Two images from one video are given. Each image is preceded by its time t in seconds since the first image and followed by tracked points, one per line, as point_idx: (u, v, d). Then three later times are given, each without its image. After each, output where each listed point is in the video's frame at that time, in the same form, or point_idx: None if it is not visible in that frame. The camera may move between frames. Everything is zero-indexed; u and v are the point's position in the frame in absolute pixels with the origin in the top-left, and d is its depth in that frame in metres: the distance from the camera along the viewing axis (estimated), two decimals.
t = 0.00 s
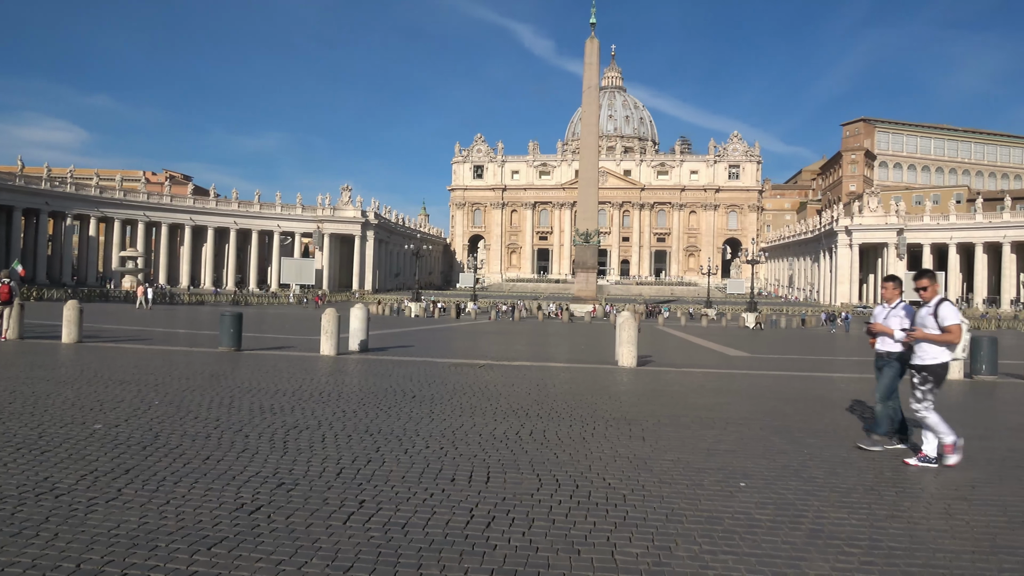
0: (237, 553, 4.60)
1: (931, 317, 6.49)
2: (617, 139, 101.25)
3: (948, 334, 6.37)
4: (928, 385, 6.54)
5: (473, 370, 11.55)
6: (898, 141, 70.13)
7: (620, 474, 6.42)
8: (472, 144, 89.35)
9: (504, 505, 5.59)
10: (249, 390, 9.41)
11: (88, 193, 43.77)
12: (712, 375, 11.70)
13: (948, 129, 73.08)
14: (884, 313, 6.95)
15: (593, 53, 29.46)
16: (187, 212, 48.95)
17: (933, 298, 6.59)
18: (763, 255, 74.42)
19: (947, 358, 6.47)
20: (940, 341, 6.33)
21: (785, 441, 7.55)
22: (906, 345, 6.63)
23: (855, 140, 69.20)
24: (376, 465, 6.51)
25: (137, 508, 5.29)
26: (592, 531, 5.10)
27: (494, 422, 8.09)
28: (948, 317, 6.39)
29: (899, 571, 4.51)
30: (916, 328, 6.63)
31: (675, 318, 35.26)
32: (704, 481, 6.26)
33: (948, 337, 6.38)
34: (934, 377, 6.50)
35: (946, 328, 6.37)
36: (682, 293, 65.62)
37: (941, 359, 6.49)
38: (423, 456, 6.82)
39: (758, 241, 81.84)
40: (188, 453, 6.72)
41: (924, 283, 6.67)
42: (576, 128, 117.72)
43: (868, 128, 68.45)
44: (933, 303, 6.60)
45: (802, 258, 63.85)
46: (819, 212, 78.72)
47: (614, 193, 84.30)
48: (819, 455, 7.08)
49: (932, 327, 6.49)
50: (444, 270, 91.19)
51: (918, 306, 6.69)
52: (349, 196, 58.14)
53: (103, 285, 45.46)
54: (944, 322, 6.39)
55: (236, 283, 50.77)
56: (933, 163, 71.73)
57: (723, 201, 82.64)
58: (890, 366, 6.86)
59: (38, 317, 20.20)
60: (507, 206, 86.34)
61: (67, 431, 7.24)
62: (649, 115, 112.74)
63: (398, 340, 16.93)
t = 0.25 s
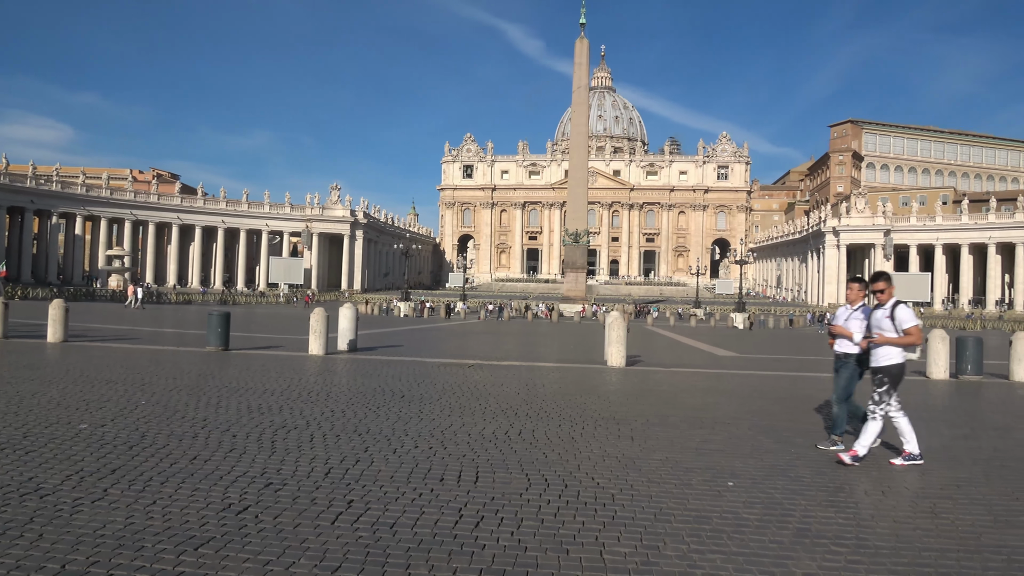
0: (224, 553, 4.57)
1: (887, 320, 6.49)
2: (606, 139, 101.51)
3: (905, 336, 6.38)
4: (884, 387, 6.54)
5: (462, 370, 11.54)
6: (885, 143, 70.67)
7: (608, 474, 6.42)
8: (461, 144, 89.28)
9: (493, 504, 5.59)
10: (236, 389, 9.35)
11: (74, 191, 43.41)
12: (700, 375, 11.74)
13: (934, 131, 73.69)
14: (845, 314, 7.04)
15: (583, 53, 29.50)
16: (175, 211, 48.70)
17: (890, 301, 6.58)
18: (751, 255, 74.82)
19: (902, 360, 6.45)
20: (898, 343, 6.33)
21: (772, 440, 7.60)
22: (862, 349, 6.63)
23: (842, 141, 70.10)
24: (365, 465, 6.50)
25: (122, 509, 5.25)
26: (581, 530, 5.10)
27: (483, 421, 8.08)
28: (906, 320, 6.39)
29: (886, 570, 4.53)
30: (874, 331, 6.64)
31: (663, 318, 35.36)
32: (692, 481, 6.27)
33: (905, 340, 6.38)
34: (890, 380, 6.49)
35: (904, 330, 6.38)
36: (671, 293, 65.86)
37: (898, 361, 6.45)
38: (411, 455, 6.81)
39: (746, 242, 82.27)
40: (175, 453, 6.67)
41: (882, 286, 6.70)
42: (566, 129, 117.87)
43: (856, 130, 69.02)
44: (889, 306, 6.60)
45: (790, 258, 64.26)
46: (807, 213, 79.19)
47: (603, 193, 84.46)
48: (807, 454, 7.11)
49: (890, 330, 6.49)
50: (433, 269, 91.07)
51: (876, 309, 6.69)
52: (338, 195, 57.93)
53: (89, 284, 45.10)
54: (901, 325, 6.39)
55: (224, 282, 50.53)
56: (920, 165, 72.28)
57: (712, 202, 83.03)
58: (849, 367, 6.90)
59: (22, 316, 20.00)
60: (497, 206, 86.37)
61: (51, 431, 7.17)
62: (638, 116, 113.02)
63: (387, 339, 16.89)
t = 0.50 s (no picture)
0: (212, 554, 4.55)
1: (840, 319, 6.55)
2: (596, 139, 101.73)
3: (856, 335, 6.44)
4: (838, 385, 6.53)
5: (451, 370, 11.54)
6: (873, 145, 71.16)
7: (597, 473, 6.45)
8: (451, 143, 89.19)
9: (481, 504, 5.59)
10: (224, 390, 9.31)
11: (61, 189, 43.06)
12: (689, 375, 11.79)
13: (921, 133, 74.28)
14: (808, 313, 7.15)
15: (573, 53, 29.53)
16: (162, 210, 48.41)
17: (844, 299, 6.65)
18: (740, 256, 75.19)
19: (855, 358, 6.50)
20: (849, 342, 6.39)
21: (760, 440, 7.64)
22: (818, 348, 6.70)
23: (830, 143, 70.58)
24: (354, 465, 6.47)
25: (109, 510, 5.22)
26: (570, 530, 5.11)
27: (473, 422, 8.09)
28: (857, 318, 6.45)
29: (872, 568, 4.57)
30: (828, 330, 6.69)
31: (653, 318, 35.46)
32: (681, 480, 6.30)
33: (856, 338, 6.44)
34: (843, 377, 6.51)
35: (855, 329, 6.45)
36: (660, 293, 66.06)
37: (850, 359, 6.50)
38: (400, 456, 6.80)
39: (735, 242, 82.64)
40: (161, 453, 6.62)
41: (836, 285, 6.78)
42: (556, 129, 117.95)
43: (844, 131, 69.48)
44: (844, 305, 6.67)
45: (778, 259, 64.62)
46: (795, 213, 79.63)
47: (592, 193, 84.58)
48: (794, 454, 7.16)
49: (842, 329, 6.55)
50: (423, 269, 90.88)
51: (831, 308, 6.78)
52: (327, 195, 57.72)
53: (76, 284, 44.75)
54: (852, 323, 6.46)
55: (212, 281, 50.25)
56: (906, 166, 72.84)
57: (701, 202, 83.35)
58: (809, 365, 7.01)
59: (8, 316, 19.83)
60: (486, 205, 86.34)
61: (37, 432, 7.11)
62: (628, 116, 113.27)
63: (376, 340, 16.85)
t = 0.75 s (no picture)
0: (200, 555, 4.52)
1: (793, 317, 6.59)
2: (586, 139, 101.93)
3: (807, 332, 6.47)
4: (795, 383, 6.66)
5: (441, 369, 11.54)
6: (861, 145, 71.63)
7: (587, 472, 6.45)
8: (441, 143, 89.06)
9: (471, 504, 5.59)
10: (213, 390, 9.25)
11: (47, 188, 42.67)
12: (678, 374, 11.81)
13: (908, 133, 74.83)
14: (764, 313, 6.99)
15: (562, 53, 29.57)
16: (150, 209, 48.12)
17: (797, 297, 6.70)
18: (729, 255, 75.52)
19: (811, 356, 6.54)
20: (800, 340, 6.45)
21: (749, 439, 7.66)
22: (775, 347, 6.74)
23: (819, 143, 70.99)
24: (343, 466, 6.45)
25: (96, 511, 5.17)
26: (560, 529, 5.11)
27: (463, 421, 8.07)
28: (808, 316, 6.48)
29: (860, 566, 4.59)
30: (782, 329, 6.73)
31: (642, 318, 35.58)
32: (670, 479, 6.32)
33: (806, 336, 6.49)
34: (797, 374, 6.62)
35: (805, 326, 6.49)
36: (650, 293, 66.26)
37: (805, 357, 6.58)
38: (390, 455, 6.78)
39: (724, 242, 83.02)
40: (149, 454, 6.57)
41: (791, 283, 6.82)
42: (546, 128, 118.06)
43: (832, 131, 69.96)
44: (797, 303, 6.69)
45: (767, 258, 64.93)
46: (784, 213, 80.06)
47: (582, 193, 84.70)
48: (784, 452, 7.19)
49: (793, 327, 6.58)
50: (412, 269, 90.70)
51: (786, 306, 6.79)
52: (317, 194, 57.54)
53: (62, 283, 44.38)
54: (801, 321, 6.51)
55: (200, 281, 49.97)
56: (894, 166, 73.35)
57: (690, 202, 83.66)
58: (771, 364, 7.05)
59: None
60: (476, 205, 86.31)
61: (23, 433, 7.04)
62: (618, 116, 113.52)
63: (365, 339, 16.81)
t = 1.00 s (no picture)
0: (187, 557, 4.50)
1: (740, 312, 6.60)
2: (574, 138, 102.09)
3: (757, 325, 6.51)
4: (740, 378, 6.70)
5: (430, 369, 11.52)
6: (847, 144, 72.14)
7: (575, 471, 6.47)
8: (429, 142, 88.90)
9: (460, 503, 5.58)
10: (199, 391, 9.19)
11: (30, 188, 42.21)
12: (666, 373, 11.86)
13: (893, 132, 75.48)
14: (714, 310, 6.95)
15: (550, 53, 29.59)
16: (135, 209, 47.76)
17: (741, 292, 6.69)
18: (717, 254, 75.88)
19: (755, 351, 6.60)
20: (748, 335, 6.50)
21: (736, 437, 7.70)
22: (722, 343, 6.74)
23: (805, 142, 71.45)
24: (331, 466, 6.43)
25: (82, 513, 5.13)
26: (548, 528, 5.12)
27: (451, 421, 8.07)
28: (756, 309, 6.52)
29: (846, 562, 4.62)
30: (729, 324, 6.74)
31: (630, 317, 35.69)
32: (658, 477, 6.35)
33: (755, 330, 6.53)
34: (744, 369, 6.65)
35: (754, 320, 6.52)
36: (638, 292, 66.48)
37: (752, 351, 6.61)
38: (378, 455, 6.77)
39: (711, 241, 83.42)
40: (135, 456, 6.52)
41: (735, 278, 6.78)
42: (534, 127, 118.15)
43: (818, 130, 70.44)
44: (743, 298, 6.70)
45: (754, 257, 65.29)
46: (770, 212, 80.53)
47: (570, 192, 84.79)
48: (770, 450, 7.23)
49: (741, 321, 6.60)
50: (401, 268, 90.49)
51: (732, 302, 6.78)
52: (304, 194, 57.31)
53: (46, 284, 43.95)
54: (749, 315, 6.53)
55: (186, 281, 49.64)
56: (879, 165, 73.95)
57: (678, 201, 83.97)
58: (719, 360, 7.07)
59: None
60: (464, 204, 86.26)
61: (6, 435, 6.97)
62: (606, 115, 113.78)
63: (353, 339, 16.76)
